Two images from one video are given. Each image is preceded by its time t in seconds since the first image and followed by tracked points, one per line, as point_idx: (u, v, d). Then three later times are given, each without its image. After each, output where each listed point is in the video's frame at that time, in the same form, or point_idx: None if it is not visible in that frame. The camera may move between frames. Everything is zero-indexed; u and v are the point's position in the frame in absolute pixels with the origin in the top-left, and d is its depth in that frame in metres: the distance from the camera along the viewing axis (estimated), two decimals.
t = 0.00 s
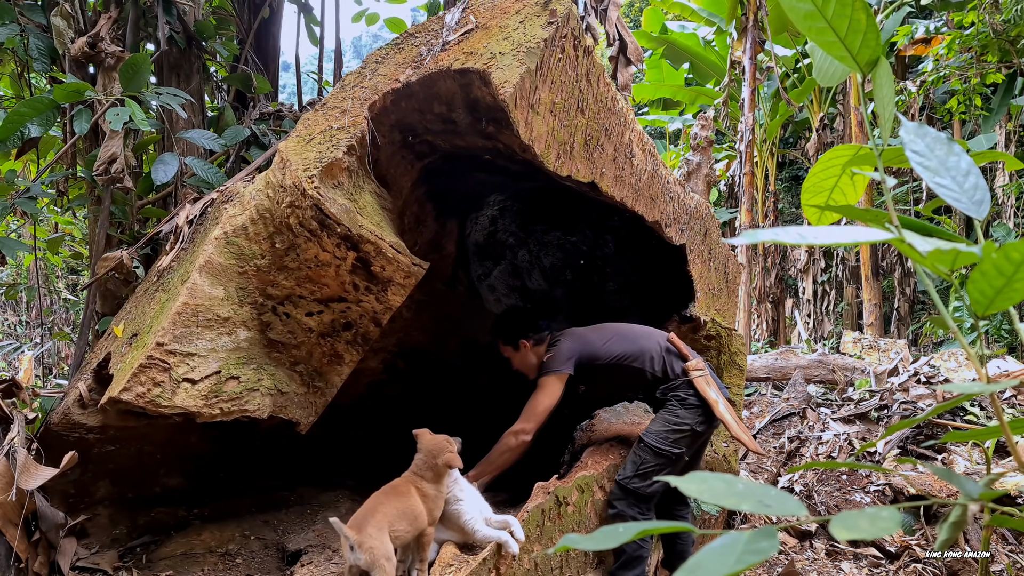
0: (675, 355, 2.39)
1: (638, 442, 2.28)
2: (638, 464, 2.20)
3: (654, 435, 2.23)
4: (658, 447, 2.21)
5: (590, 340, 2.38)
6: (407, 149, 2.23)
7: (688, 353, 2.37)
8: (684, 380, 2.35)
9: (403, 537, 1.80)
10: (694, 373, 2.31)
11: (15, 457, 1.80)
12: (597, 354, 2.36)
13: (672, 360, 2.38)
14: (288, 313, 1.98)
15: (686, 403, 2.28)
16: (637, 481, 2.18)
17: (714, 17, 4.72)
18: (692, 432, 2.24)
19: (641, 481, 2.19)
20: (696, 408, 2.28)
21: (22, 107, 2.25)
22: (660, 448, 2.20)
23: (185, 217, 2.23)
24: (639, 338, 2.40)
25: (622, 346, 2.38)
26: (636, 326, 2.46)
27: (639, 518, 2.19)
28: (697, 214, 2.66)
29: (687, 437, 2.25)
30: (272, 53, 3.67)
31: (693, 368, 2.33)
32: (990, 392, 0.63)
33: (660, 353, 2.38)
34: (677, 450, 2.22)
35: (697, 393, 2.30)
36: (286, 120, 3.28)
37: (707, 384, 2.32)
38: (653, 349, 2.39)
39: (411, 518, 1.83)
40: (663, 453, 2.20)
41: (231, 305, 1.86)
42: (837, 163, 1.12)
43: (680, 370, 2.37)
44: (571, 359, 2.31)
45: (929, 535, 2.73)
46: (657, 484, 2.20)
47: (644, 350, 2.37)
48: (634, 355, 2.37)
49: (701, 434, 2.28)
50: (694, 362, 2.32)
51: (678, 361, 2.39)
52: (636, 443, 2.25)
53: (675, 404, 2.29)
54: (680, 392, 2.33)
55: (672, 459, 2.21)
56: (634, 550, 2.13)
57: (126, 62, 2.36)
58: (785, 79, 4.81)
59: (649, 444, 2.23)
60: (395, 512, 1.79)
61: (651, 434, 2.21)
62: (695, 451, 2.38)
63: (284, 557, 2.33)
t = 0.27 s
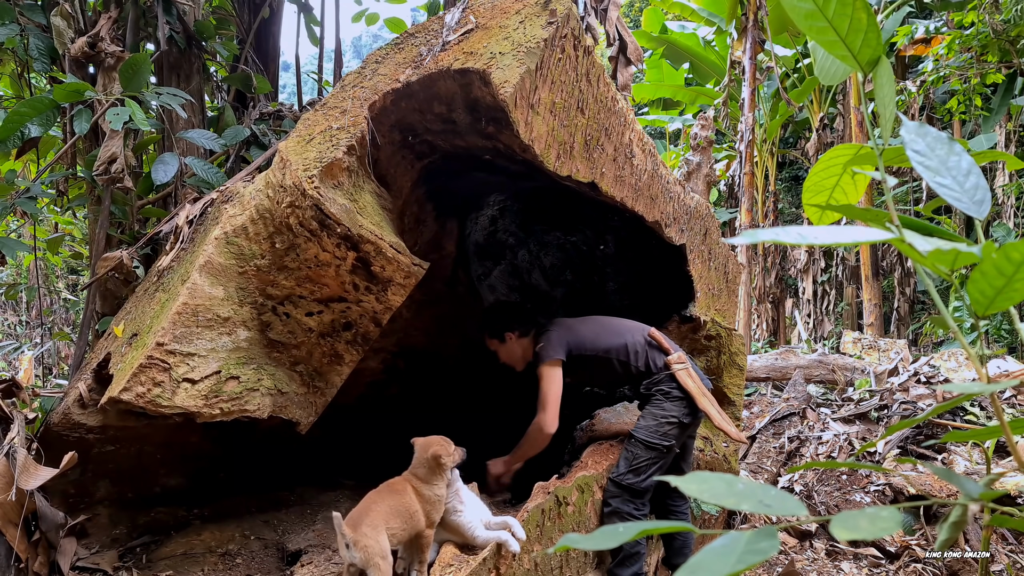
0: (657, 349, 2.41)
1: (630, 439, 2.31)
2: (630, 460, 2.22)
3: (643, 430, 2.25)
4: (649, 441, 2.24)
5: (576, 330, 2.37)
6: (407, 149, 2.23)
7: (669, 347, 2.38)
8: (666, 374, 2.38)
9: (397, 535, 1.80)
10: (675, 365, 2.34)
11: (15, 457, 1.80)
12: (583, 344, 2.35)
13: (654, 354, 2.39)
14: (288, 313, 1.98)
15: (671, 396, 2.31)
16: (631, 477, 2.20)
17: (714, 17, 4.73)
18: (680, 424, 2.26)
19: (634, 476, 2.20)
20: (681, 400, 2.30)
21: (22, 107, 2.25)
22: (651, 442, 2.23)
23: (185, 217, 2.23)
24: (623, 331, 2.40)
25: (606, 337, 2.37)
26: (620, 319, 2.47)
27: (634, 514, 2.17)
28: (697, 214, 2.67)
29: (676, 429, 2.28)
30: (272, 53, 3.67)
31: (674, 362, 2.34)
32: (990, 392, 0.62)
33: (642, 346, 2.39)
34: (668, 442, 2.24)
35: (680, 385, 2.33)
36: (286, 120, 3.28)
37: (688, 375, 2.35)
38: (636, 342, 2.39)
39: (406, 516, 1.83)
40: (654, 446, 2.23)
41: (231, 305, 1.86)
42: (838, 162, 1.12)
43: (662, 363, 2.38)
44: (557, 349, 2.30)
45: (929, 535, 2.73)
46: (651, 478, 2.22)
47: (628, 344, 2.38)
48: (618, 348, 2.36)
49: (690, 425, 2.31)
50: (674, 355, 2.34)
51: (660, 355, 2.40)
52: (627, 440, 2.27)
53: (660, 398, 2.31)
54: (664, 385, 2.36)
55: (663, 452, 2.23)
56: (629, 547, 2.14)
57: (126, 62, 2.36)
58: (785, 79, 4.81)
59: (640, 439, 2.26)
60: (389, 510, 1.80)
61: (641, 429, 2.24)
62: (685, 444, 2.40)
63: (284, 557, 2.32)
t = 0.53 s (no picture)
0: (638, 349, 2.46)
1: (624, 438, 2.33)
2: (625, 456, 2.24)
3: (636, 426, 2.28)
4: (643, 437, 2.25)
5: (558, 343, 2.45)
6: (407, 149, 2.23)
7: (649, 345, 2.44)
8: (649, 371, 2.42)
9: (399, 536, 1.79)
10: (656, 362, 2.39)
11: (15, 457, 1.80)
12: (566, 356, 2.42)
13: (636, 354, 2.44)
14: (288, 313, 1.98)
15: (659, 391, 2.35)
16: (627, 473, 2.20)
17: (714, 17, 4.73)
18: (671, 417, 2.29)
19: (630, 472, 2.21)
20: (669, 394, 2.34)
21: (22, 107, 2.25)
22: (645, 437, 2.25)
23: (185, 217, 2.23)
24: (603, 336, 2.47)
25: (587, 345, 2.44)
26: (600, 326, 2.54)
27: (633, 511, 2.17)
28: (697, 214, 2.67)
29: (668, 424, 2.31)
30: (272, 53, 3.67)
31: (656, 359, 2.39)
32: (990, 392, 0.62)
33: (623, 348, 2.45)
34: (661, 436, 2.26)
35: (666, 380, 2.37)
36: (286, 120, 3.28)
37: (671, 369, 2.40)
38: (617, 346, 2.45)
39: (407, 516, 1.82)
40: (648, 441, 2.25)
41: (231, 305, 1.86)
42: (838, 162, 1.12)
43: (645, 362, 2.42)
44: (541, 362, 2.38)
45: (929, 535, 2.73)
46: (648, 473, 2.23)
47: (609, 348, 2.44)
48: (601, 354, 2.43)
49: (681, 418, 2.33)
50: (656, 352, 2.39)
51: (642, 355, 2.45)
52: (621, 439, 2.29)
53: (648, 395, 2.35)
54: (650, 383, 2.39)
55: (657, 446, 2.25)
56: (629, 546, 2.14)
57: (126, 62, 2.36)
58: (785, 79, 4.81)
59: (634, 436, 2.27)
60: (390, 510, 1.78)
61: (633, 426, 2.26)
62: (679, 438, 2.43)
63: (284, 557, 2.32)
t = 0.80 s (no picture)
0: (626, 349, 2.47)
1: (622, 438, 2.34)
2: (623, 455, 2.25)
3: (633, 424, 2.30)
4: (640, 435, 2.27)
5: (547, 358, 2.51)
6: (407, 149, 2.23)
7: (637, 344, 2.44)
8: (642, 370, 2.42)
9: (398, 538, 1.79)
10: (647, 360, 2.38)
11: (15, 457, 1.80)
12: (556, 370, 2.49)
13: (625, 356, 2.46)
14: (289, 313, 1.98)
15: (652, 388, 2.36)
16: (627, 471, 2.21)
17: (714, 17, 4.73)
18: (667, 413, 2.30)
19: (630, 470, 2.21)
20: (663, 391, 2.34)
21: (22, 107, 2.25)
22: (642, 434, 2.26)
23: (185, 217, 2.23)
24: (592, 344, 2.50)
25: (576, 355, 2.49)
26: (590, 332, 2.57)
27: (634, 509, 2.16)
28: (697, 214, 2.67)
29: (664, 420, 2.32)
30: (272, 53, 3.67)
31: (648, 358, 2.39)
32: (990, 392, 0.62)
33: (613, 351, 2.47)
34: (658, 432, 2.27)
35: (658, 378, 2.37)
36: (286, 120, 3.28)
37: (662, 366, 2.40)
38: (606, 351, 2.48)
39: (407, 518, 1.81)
40: (645, 438, 2.26)
41: (231, 305, 1.86)
42: (837, 163, 1.12)
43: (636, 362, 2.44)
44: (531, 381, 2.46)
45: (929, 535, 2.73)
46: (647, 470, 2.24)
47: (599, 355, 2.47)
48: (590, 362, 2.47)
49: (677, 414, 2.34)
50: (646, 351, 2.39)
51: (632, 355, 2.46)
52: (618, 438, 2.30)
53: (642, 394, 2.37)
54: (643, 382, 2.40)
55: (655, 443, 2.26)
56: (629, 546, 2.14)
57: (126, 62, 2.36)
58: (785, 79, 4.81)
59: (631, 434, 2.29)
60: (389, 513, 1.79)
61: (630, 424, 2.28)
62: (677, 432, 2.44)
63: (284, 557, 2.32)
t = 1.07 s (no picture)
0: (634, 348, 2.48)
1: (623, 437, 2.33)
2: (624, 455, 2.25)
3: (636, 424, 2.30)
4: (642, 435, 2.27)
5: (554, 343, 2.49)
6: (407, 149, 2.23)
7: (646, 344, 2.45)
8: (647, 371, 2.43)
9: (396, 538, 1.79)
10: (655, 362, 2.39)
11: (15, 457, 1.80)
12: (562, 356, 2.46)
13: (632, 353, 2.46)
14: (288, 313, 1.98)
15: (657, 390, 2.37)
16: (627, 471, 2.21)
17: (714, 17, 4.73)
18: (670, 416, 2.31)
19: (630, 471, 2.21)
20: (667, 394, 2.35)
21: (22, 107, 2.25)
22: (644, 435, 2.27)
23: (185, 217, 2.23)
24: (600, 336, 2.50)
25: (583, 345, 2.48)
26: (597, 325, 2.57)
27: (634, 509, 2.17)
28: (697, 214, 2.67)
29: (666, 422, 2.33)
30: (272, 53, 3.67)
31: (655, 359, 2.40)
32: (990, 392, 0.62)
33: (620, 347, 2.47)
34: (660, 434, 2.28)
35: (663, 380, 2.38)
36: (286, 120, 3.28)
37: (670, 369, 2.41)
38: (614, 345, 2.48)
39: (404, 517, 1.82)
40: (648, 439, 2.27)
41: (231, 305, 1.86)
42: (837, 163, 1.12)
43: (642, 363, 2.45)
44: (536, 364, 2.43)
45: (929, 535, 2.73)
46: (647, 471, 2.24)
47: (606, 348, 2.47)
48: (597, 354, 2.46)
49: (679, 417, 2.35)
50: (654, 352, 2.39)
51: (639, 354, 2.47)
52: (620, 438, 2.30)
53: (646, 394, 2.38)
54: (648, 383, 2.41)
55: (656, 444, 2.27)
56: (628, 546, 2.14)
57: (126, 62, 2.36)
58: (785, 79, 4.81)
59: (633, 435, 2.29)
60: (387, 511, 1.79)
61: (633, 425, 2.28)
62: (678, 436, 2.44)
63: (284, 557, 2.32)
